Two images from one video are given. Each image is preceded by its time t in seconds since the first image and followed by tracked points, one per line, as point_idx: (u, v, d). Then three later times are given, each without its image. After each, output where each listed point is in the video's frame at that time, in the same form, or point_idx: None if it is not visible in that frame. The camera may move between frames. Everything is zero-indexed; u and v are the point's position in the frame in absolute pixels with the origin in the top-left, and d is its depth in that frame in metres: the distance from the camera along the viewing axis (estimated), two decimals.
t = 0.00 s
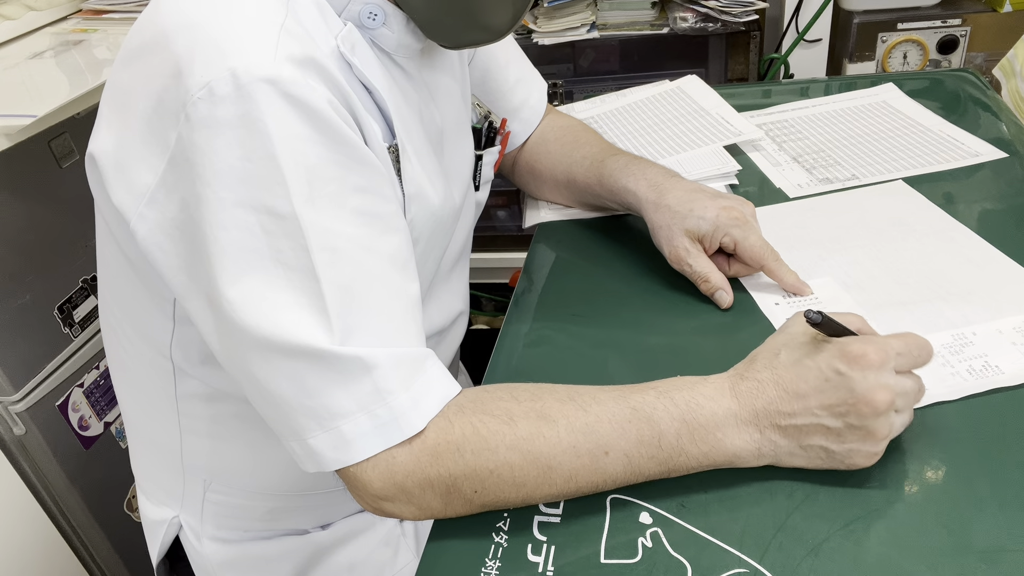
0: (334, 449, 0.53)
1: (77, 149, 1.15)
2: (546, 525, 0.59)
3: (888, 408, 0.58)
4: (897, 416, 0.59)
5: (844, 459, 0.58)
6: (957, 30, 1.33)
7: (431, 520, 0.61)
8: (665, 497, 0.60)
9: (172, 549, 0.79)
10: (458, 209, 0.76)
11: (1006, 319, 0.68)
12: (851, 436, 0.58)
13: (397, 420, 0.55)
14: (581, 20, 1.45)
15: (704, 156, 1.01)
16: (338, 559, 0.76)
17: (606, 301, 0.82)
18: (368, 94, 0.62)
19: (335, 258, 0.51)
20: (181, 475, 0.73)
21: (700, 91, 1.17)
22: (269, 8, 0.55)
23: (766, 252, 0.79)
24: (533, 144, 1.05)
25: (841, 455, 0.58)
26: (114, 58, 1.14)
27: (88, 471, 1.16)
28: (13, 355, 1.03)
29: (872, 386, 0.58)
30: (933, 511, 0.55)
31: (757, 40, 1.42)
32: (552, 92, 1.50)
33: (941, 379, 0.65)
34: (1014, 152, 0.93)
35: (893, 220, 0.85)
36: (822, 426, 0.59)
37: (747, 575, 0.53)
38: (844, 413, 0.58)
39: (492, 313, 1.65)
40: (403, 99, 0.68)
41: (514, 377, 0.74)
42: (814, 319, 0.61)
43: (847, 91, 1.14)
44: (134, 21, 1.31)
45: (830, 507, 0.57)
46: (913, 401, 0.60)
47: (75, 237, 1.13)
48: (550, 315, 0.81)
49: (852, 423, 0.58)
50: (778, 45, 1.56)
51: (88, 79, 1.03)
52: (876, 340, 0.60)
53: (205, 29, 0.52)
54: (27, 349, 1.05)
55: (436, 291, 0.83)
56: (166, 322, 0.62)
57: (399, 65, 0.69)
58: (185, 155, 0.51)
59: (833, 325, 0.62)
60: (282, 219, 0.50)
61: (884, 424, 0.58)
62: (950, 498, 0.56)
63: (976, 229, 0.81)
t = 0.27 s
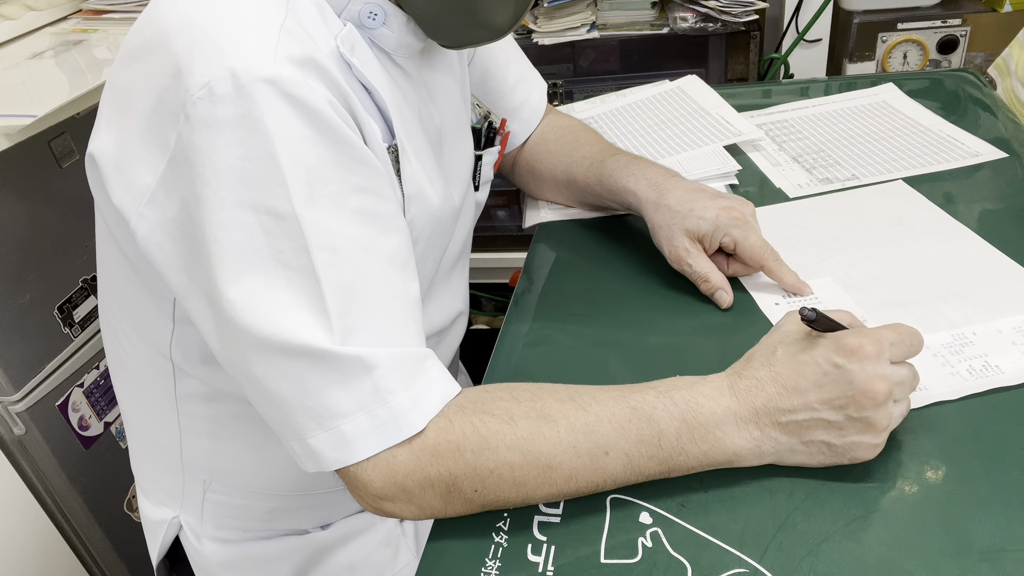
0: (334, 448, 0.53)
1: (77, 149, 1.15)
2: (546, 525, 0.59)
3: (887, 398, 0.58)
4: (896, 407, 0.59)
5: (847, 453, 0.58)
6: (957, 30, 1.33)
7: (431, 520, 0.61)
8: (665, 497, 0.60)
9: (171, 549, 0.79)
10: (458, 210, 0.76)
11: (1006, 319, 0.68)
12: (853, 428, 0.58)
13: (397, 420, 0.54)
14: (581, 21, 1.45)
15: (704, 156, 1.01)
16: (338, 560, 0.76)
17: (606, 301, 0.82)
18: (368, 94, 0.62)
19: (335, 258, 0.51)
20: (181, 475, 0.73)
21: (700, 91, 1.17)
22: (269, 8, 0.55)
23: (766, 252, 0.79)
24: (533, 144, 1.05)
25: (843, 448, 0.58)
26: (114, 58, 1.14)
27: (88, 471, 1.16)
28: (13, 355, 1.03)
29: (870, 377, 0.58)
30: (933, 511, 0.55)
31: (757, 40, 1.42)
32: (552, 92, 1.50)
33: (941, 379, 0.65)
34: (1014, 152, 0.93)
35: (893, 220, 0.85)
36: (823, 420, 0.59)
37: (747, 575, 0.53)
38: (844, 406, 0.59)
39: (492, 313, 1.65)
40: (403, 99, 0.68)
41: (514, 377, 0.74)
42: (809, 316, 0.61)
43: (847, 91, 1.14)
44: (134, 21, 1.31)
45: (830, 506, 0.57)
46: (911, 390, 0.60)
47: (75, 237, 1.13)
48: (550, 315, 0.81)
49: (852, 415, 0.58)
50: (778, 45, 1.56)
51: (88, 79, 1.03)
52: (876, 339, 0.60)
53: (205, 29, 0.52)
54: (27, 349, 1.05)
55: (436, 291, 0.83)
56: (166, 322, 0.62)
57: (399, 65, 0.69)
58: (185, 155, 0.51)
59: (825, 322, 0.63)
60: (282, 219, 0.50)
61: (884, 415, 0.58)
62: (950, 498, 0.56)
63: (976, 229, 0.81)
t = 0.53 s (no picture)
0: (333, 449, 0.53)
1: (77, 149, 1.15)
2: (546, 525, 0.59)
3: (882, 405, 0.57)
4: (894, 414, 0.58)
5: (840, 455, 0.58)
6: (957, 30, 1.33)
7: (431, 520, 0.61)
8: (665, 497, 0.60)
9: (172, 549, 0.79)
10: (458, 210, 0.76)
11: (1006, 319, 0.68)
12: (847, 434, 0.58)
13: (397, 420, 0.55)
14: (581, 20, 1.45)
15: (703, 156, 1.01)
16: (338, 559, 0.76)
17: (605, 301, 0.82)
18: (368, 95, 0.62)
19: (334, 258, 0.51)
20: (181, 475, 0.73)
21: (700, 91, 1.17)
22: (269, 8, 0.55)
23: (767, 252, 0.79)
24: (533, 144, 1.05)
25: (837, 451, 0.58)
26: (114, 57, 1.14)
27: (88, 471, 1.16)
28: (13, 355, 1.03)
29: (865, 384, 0.58)
30: (933, 511, 0.55)
31: (757, 40, 1.42)
32: (552, 92, 1.50)
33: (941, 379, 0.65)
34: (1014, 152, 0.93)
35: (893, 220, 0.85)
36: (817, 425, 0.59)
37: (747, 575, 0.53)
38: (838, 412, 0.58)
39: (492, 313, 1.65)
40: (403, 99, 0.68)
41: (514, 377, 0.74)
42: (808, 318, 0.59)
43: (847, 91, 1.14)
44: (134, 21, 1.31)
45: (830, 506, 0.57)
46: (913, 399, 0.59)
47: (75, 237, 1.13)
48: (550, 315, 0.81)
49: (846, 421, 0.57)
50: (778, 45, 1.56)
51: (88, 78, 1.03)
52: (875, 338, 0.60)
53: (205, 29, 0.52)
54: (27, 349, 1.05)
55: (436, 291, 0.83)
56: (166, 322, 0.62)
57: (399, 65, 0.69)
58: (185, 154, 0.51)
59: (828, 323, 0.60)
60: (281, 219, 0.50)
61: (879, 422, 0.57)
62: (950, 498, 0.56)
63: (976, 229, 0.81)
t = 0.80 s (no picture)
0: (333, 448, 0.53)
1: (77, 149, 1.15)
2: (546, 525, 0.59)
3: (881, 413, 0.57)
4: (894, 425, 0.58)
5: (834, 460, 0.58)
6: (957, 31, 1.33)
7: (431, 520, 0.61)
8: (665, 497, 0.60)
9: (172, 549, 0.79)
10: (458, 210, 0.76)
11: (1006, 319, 0.68)
12: (842, 440, 0.58)
13: (396, 420, 0.55)
14: (581, 21, 1.45)
15: (704, 156, 1.01)
16: (338, 559, 0.76)
17: (605, 301, 0.82)
18: (368, 96, 0.62)
19: (334, 258, 0.51)
20: (181, 475, 0.73)
21: (701, 92, 1.17)
22: (269, 9, 0.55)
23: (767, 252, 0.79)
24: (533, 144, 1.05)
25: (832, 456, 0.58)
26: (114, 57, 1.14)
27: (88, 471, 1.16)
28: (13, 355, 1.03)
29: (864, 392, 0.57)
30: (933, 511, 0.55)
31: (757, 40, 1.42)
32: (552, 92, 1.50)
33: (941, 379, 0.65)
34: (1013, 152, 0.93)
35: (893, 220, 0.85)
36: (812, 428, 0.59)
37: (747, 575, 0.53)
38: (836, 417, 0.58)
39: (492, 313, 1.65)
40: (402, 99, 0.68)
41: (514, 377, 0.74)
42: (808, 315, 0.58)
43: (847, 91, 1.14)
44: (134, 21, 1.31)
45: (830, 507, 0.57)
46: (918, 412, 0.58)
47: (74, 237, 1.13)
48: (549, 315, 0.81)
49: (842, 427, 0.57)
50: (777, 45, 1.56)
51: (88, 78, 1.03)
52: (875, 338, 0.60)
53: (205, 29, 0.52)
54: (27, 349, 1.05)
55: (436, 291, 0.83)
56: (166, 322, 0.62)
57: (399, 66, 0.69)
58: (185, 154, 0.51)
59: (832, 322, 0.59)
60: (281, 219, 0.50)
61: (876, 430, 0.57)
62: (950, 498, 0.56)
63: (976, 229, 0.81)
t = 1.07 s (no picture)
0: (333, 449, 0.53)
1: (77, 149, 1.14)
2: (546, 525, 0.59)
3: (880, 409, 0.57)
4: (894, 420, 0.58)
5: (835, 458, 0.58)
6: (957, 30, 1.33)
7: (431, 520, 0.61)
8: (665, 497, 0.60)
9: (172, 549, 0.79)
10: (458, 211, 0.76)
11: (1006, 319, 0.68)
12: (843, 437, 0.58)
13: (396, 420, 0.55)
14: (581, 21, 1.45)
15: (704, 156, 1.01)
16: (338, 559, 0.76)
17: (605, 302, 0.82)
18: (368, 96, 0.62)
19: (334, 258, 0.51)
20: (181, 475, 0.73)
21: (701, 91, 1.17)
22: (269, 9, 0.55)
23: (767, 252, 0.79)
24: (532, 144, 1.05)
25: (832, 453, 0.58)
26: (114, 58, 1.14)
27: (88, 471, 1.16)
28: (13, 355, 1.03)
29: (863, 387, 0.58)
30: (933, 511, 0.55)
31: (757, 40, 1.42)
32: (552, 92, 1.50)
33: (941, 379, 0.65)
34: (1013, 152, 0.93)
35: (893, 220, 0.85)
36: (813, 425, 0.59)
37: None
38: (835, 414, 0.58)
39: (492, 313, 1.65)
40: (402, 100, 0.68)
41: (514, 377, 0.74)
42: (809, 313, 0.59)
43: (847, 91, 1.14)
44: (134, 21, 1.31)
45: (830, 507, 0.57)
46: (917, 408, 0.58)
47: (74, 237, 1.13)
48: (549, 315, 0.81)
49: (842, 424, 0.57)
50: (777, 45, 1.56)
51: (88, 78, 1.03)
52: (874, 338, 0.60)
53: (205, 30, 0.52)
54: (27, 349, 1.05)
55: (436, 291, 0.83)
56: (166, 322, 0.62)
57: (399, 66, 0.69)
58: (185, 154, 0.51)
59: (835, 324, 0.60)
60: (281, 220, 0.50)
61: (876, 426, 0.57)
62: (950, 498, 0.56)
63: (976, 229, 0.81)
